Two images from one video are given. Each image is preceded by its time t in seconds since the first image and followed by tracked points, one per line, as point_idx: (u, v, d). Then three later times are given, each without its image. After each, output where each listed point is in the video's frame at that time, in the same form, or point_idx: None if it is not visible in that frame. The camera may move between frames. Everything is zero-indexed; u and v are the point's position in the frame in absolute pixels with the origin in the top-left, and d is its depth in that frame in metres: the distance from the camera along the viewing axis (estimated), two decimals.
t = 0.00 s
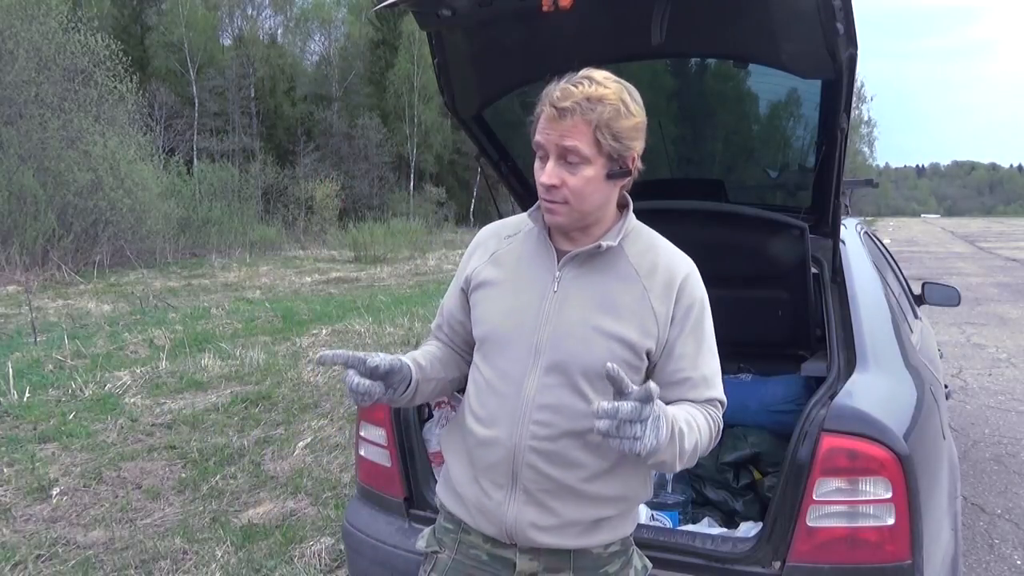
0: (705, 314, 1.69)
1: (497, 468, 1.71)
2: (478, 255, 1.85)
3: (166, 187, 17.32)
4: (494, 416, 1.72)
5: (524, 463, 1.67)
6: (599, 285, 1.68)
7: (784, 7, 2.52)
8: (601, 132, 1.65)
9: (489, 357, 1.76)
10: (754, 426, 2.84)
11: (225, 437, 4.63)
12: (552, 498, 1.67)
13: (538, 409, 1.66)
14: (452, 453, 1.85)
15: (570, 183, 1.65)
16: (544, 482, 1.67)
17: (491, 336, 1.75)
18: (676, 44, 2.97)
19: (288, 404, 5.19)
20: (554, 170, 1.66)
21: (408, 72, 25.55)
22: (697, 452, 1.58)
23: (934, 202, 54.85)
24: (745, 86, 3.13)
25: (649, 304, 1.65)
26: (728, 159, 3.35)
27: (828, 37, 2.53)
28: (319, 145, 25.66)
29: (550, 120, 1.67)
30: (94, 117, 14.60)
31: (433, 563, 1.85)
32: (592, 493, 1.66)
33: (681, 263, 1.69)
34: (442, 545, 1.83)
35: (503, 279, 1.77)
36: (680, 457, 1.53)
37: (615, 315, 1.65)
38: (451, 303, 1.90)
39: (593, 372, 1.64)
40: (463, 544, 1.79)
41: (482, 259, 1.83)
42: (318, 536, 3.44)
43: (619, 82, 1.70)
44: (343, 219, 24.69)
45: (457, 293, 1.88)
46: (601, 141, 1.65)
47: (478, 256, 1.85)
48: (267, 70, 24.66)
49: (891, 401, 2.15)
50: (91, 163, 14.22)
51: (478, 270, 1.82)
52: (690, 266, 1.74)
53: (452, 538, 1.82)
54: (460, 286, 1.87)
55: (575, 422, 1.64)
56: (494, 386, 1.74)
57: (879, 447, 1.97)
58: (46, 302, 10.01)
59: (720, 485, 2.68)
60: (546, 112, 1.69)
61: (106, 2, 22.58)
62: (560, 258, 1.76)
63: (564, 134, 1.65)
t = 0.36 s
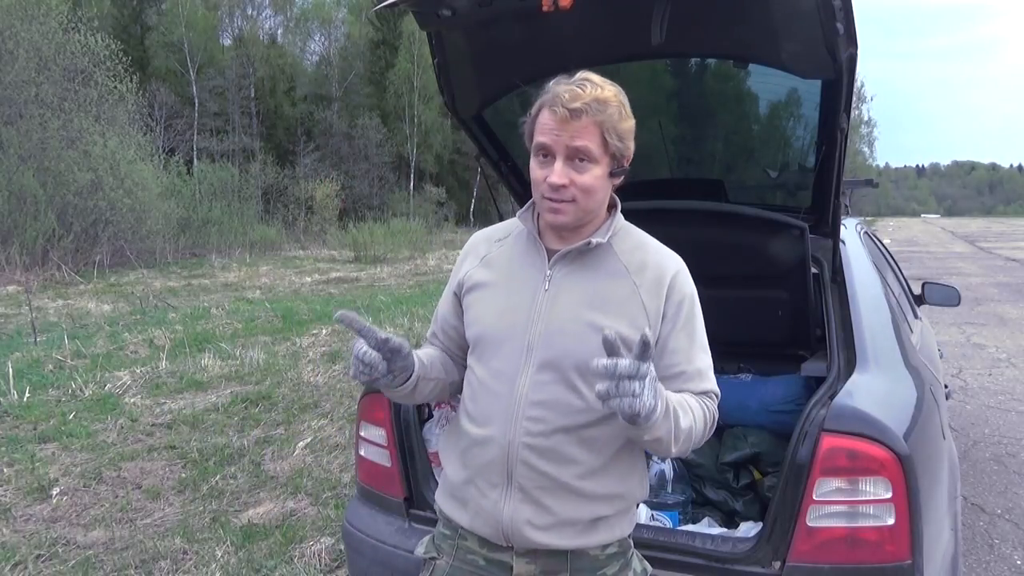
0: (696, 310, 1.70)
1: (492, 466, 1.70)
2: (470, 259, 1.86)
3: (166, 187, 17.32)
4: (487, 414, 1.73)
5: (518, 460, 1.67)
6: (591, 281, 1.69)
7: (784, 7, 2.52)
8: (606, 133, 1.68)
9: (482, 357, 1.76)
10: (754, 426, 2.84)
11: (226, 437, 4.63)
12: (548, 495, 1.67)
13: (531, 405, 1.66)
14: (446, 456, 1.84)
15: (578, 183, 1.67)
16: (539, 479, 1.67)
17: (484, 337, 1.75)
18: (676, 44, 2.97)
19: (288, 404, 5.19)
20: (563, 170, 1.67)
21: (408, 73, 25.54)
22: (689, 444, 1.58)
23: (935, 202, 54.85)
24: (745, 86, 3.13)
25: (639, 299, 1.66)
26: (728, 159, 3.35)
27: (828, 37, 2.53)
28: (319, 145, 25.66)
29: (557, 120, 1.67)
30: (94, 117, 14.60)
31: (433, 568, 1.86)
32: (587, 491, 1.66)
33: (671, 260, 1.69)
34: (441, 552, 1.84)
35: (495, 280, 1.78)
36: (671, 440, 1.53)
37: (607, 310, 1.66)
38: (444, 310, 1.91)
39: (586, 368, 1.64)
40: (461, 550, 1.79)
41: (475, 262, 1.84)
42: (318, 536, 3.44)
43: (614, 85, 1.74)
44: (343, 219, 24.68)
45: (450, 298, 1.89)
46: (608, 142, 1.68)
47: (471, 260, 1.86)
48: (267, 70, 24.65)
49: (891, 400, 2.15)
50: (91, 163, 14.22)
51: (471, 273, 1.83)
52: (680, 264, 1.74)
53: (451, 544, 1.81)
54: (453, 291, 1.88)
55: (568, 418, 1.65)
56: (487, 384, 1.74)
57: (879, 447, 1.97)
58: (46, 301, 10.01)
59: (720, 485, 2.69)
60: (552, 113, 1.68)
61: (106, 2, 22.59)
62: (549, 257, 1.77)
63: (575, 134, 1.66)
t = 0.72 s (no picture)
0: (679, 298, 1.71)
1: (492, 476, 1.70)
2: (448, 274, 1.84)
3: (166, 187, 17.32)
4: (481, 424, 1.72)
5: (519, 468, 1.67)
6: (574, 282, 1.68)
7: (784, 6, 2.52)
8: (578, 124, 1.71)
9: (472, 366, 1.76)
10: (754, 425, 2.84)
11: (226, 437, 4.63)
12: (551, 501, 1.67)
13: (526, 412, 1.66)
14: (445, 470, 1.83)
15: (556, 176, 1.67)
16: (540, 487, 1.67)
17: (471, 348, 1.74)
18: (676, 44, 2.97)
19: (288, 404, 5.19)
20: (541, 161, 1.67)
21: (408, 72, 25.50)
22: (682, 435, 1.60)
23: (934, 202, 54.91)
24: (745, 86, 3.14)
25: (622, 294, 1.66)
26: (728, 159, 3.35)
27: (828, 37, 2.53)
28: (319, 145, 25.66)
29: (532, 113, 1.68)
30: (94, 117, 14.59)
31: None
32: (590, 492, 1.67)
33: (648, 248, 1.69)
34: (443, 561, 1.85)
35: (478, 289, 1.76)
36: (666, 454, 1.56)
37: (592, 308, 1.65)
38: (426, 326, 1.90)
39: (578, 368, 1.64)
40: (463, 559, 1.79)
41: (453, 276, 1.82)
42: (318, 536, 3.44)
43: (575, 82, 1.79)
44: (343, 219, 24.69)
45: (433, 313, 1.87)
46: (580, 133, 1.72)
47: (449, 273, 1.84)
48: (267, 70, 24.64)
49: (890, 399, 2.15)
50: (91, 163, 14.22)
51: (452, 286, 1.81)
52: (659, 251, 1.74)
53: (454, 554, 1.82)
54: (435, 307, 1.86)
55: (564, 421, 1.64)
56: (478, 394, 1.73)
57: (878, 446, 1.97)
58: (46, 301, 10.01)
59: (720, 485, 2.69)
60: (524, 107, 1.69)
61: (105, 2, 22.60)
62: (527, 261, 1.75)
63: (552, 124, 1.68)
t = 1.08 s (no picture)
0: (671, 300, 1.70)
1: (484, 482, 1.70)
2: (438, 277, 1.84)
3: (166, 187, 17.31)
4: (473, 429, 1.73)
5: (510, 475, 1.67)
6: (564, 286, 1.68)
7: (784, 6, 2.52)
8: (564, 125, 1.70)
9: (463, 371, 1.76)
10: (754, 426, 2.84)
11: (226, 437, 4.63)
12: (543, 507, 1.67)
13: (516, 418, 1.67)
14: (439, 473, 1.84)
15: (543, 180, 1.67)
16: (532, 493, 1.67)
17: (461, 353, 1.74)
18: (676, 44, 2.98)
19: (288, 404, 5.19)
20: (528, 167, 1.66)
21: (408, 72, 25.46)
22: (675, 440, 1.60)
23: (934, 202, 54.93)
24: (745, 86, 3.14)
25: (612, 299, 1.65)
26: (729, 159, 3.35)
27: (828, 37, 2.53)
28: (319, 145, 25.66)
29: (517, 118, 1.67)
30: (94, 117, 14.59)
31: None
32: (582, 498, 1.67)
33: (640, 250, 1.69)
34: (439, 562, 1.85)
35: (468, 294, 1.76)
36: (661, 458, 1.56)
37: (582, 314, 1.65)
38: (417, 328, 1.90)
39: (567, 374, 1.64)
40: (457, 561, 1.78)
41: (444, 279, 1.82)
42: (318, 536, 3.44)
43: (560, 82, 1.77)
44: (343, 219, 24.69)
45: (425, 316, 1.87)
46: (566, 135, 1.71)
47: (439, 276, 1.84)
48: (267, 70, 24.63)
49: (890, 399, 2.15)
50: (91, 163, 14.22)
51: (442, 290, 1.81)
52: (650, 253, 1.74)
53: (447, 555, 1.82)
54: (426, 310, 1.86)
55: (555, 427, 1.65)
56: (470, 400, 1.73)
57: (878, 446, 1.97)
58: (46, 301, 10.01)
59: (720, 485, 2.69)
60: (509, 112, 1.68)
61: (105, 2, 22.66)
62: (516, 265, 1.76)
63: (536, 129, 1.67)
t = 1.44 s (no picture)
0: (668, 299, 1.70)
1: (479, 478, 1.70)
2: (434, 274, 1.84)
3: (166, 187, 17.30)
4: (468, 426, 1.72)
5: (505, 471, 1.67)
6: (561, 282, 1.68)
7: (784, 7, 2.52)
8: (566, 123, 1.71)
9: (458, 366, 1.75)
10: (754, 426, 2.84)
11: (226, 437, 4.63)
12: (538, 505, 1.67)
13: (511, 413, 1.66)
14: (433, 471, 1.84)
15: (544, 175, 1.67)
16: (528, 489, 1.67)
17: (456, 348, 1.74)
18: (676, 44, 2.98)
19: (288, 404, 5.19)
20: (528, 162, 1.67)
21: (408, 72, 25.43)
22: (672, 442, 1.59)
23: (934, 202, 54.98)
24: (745, 86, 3.14)
25: (609, 295, 1.65)
26: (729, 159, 3.35)
27: (828, 37, 2.53)
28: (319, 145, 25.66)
29: (519, 112, 1.68)
30: (94, 117, 14.58)
31: None
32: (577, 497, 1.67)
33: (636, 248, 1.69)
34: (435, 564, 1.85)
35: (464, 289, 1.76)
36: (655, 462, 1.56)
37: (578, 309, 1.65)
38: (411, 326, 1.90)
39: (563, 369, 1.64)
40: (453, 562, 1.79)
41: (440, 275, 1.83)
42: (318, 536, 3.44)
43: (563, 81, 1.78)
44: (343, 219, 24.70)
45: (420, 313, 1.87)
46: (567, 131, 1.71)
47: (436, 271, 1.84)
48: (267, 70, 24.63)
49: (890, 399, 2.15)
50: (91, 163, 14.23)
51: (438, 286, 1.81)
52: (648, 251, 1.73)
53: (444, 557, 1.82)
54: (421, 306, 1.87)
55: (550, 423, 1.65)
56: (464, 396, 1.73)
57: (878, 446, 1.97)
58: (46, 301, 10.01)
59: (720, 485, 2.69)
60: (511, 107, 1.69)
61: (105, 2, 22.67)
62: (514, 260, 1.76)
63: (538, 124, 1.67)
